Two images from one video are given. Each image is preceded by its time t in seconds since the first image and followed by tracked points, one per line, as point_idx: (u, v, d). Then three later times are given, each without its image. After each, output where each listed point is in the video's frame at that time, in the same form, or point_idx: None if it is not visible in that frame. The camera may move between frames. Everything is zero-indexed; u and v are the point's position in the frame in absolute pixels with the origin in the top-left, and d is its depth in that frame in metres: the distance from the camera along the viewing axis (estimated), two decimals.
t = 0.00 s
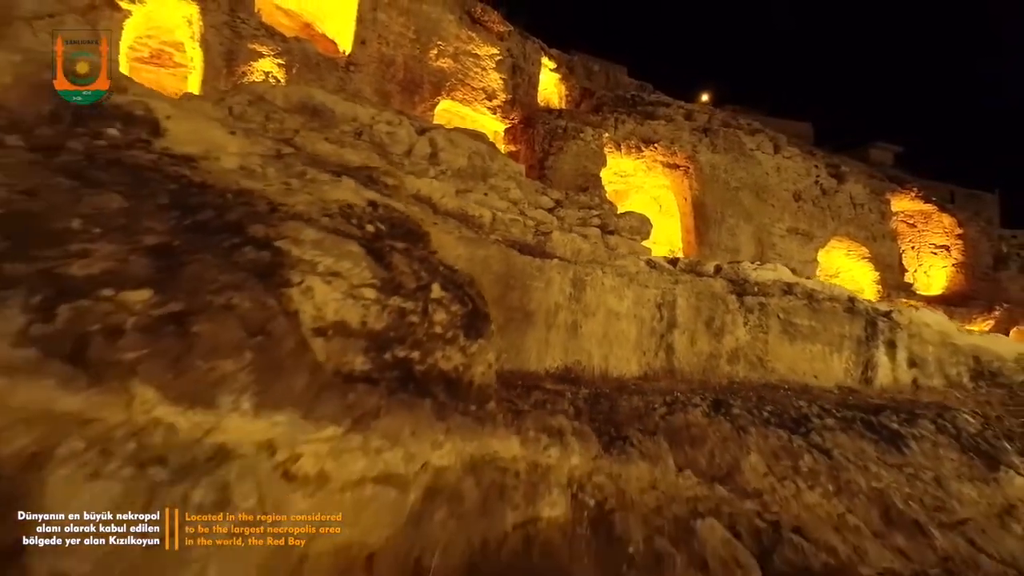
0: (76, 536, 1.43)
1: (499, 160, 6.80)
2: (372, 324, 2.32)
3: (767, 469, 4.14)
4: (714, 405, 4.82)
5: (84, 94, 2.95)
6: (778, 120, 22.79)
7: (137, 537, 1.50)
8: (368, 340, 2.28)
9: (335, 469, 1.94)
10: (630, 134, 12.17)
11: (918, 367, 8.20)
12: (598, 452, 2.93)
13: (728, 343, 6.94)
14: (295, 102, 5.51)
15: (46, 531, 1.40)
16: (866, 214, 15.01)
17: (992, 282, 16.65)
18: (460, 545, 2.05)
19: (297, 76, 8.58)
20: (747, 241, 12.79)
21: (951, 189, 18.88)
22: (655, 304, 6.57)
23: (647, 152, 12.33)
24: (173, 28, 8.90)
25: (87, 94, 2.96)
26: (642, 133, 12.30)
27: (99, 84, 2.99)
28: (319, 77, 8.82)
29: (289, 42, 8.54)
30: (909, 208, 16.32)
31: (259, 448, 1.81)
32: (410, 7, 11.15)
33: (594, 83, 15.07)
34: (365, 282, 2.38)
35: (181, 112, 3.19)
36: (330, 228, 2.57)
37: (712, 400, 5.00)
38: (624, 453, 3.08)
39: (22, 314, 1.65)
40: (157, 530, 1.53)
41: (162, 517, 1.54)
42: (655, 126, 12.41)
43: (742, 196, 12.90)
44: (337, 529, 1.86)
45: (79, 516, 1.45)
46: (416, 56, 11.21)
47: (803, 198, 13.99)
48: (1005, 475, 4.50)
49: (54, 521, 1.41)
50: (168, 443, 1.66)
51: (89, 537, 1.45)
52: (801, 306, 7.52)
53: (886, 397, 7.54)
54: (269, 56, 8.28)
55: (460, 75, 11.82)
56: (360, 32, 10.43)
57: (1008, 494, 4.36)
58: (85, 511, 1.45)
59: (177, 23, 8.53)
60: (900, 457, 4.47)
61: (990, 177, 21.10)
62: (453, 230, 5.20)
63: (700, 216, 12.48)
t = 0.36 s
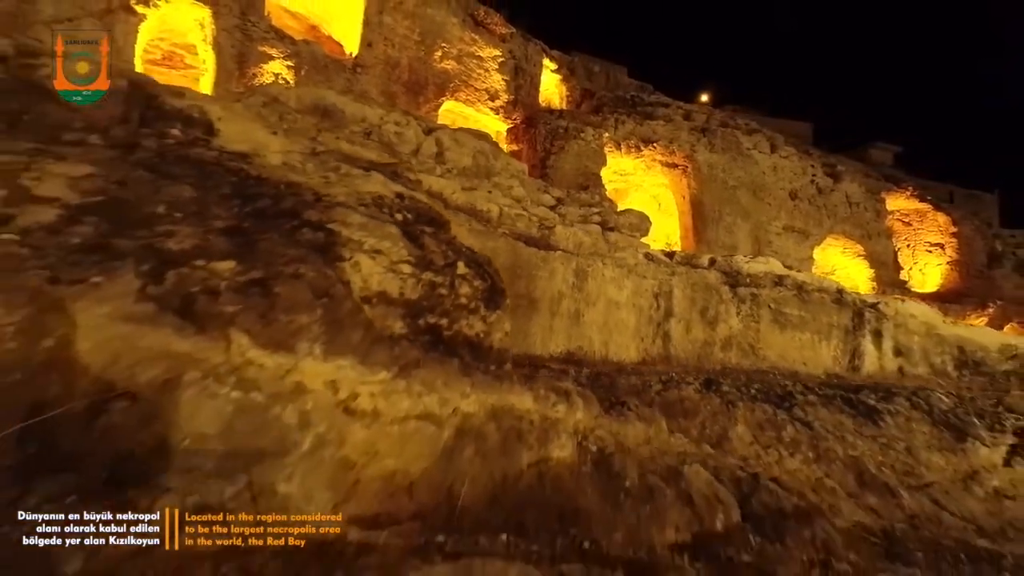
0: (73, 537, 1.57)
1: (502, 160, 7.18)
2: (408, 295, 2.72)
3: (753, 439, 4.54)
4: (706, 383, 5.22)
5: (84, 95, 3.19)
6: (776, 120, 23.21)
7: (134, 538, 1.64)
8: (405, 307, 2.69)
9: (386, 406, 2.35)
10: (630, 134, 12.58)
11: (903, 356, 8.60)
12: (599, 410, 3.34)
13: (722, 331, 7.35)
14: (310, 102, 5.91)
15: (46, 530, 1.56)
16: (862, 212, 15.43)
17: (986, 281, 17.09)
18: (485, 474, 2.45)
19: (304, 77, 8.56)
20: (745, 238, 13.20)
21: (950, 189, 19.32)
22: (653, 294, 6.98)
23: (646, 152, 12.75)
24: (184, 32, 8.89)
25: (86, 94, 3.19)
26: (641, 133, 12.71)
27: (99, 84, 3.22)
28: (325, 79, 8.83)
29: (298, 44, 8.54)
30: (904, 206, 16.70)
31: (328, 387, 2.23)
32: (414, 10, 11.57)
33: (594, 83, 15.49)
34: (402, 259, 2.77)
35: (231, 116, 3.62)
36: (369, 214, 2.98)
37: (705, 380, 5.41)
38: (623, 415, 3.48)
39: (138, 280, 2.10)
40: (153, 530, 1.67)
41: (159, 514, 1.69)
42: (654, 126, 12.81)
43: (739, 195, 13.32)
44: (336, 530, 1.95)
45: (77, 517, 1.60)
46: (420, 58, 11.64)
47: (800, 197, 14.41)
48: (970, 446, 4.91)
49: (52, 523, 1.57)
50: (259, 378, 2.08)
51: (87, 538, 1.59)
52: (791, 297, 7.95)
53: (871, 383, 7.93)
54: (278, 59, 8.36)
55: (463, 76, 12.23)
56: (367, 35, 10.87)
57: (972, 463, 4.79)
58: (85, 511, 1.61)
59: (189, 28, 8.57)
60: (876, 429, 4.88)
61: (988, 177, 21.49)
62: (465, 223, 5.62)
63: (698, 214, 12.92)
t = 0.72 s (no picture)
0: (72, 539, 1.59)
1: (506, 159, 7.58)
2: (439, 269, 3.18)
3: (740, 411, 4.99)
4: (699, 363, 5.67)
5: (84, 95, 3.49)
6: (774, 120, 23.69)
7: (133, 538, 1.63)
8: (437, 279, 3.15)
9: (428, 356, 2.80)
10: (629, 134, 13.06)
11: (888, 344, 9.04)
12: (600, 376, 3.79)
13: (715, 319, 7.83)
14: (324, 102, 6.34)
15: (45, 531, 1.57)
16: (857, 211, 15.92)
17: (981, 277, 17.35)
18: (508, 417, 2.89)
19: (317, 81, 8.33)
20: (741, 236, 13.69)
21: (948, 189, 19.76)
22: (651, 284, 7.43)
23: (645, 151, 13.23)
24: (201, 35, 8.78)
25: (87, 94, 3.50)
26: (641, 133, 13.18)
27: (98, 84, 3.53)
28: (333, 79, 8.63)
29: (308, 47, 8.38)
30: (900, 205, 17.17)
31: (380, 340, 2.68)
32: (420, 14, 12.02)
33: (595, 84, 15.96)
34: (433, 239, 3.23)
35: (275, 118, 4.08)
36: (402, 202, 3.44)
37: (698, 360, 5.86)
38: (621, 381, 3.94)
39: (226, 252, 2.58)
40: (153, 530, 1.65)
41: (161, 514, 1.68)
42: (653, 126, 13.28)
43: (736, 193, 13.79)
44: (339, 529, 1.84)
45: (78, 518, 1.61)
46: (426, 61, 12.10)
47: (796, 195, 14.85)
48: (937, 418, 5.41)
49: (52, 522, 1.59)
50: (327, 328, 2.54)
51: (88, 538, 1.60)
52: (782, 287, 8.42)
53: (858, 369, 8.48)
54: (289, 61, 8.22)
55: (468, 78, 12.70)
56: (374, 38, 11.34)
57: (937, 432, 5.28)
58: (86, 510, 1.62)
59: (205, 31, 8.57)
60: (852, 403, 5.35)
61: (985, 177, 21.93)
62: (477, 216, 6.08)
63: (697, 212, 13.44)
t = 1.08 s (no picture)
0: (70, 539, 1.57)
1: (510, 158, 7.98)
2: (461, 251, 3.63)
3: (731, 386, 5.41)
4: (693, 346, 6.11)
5: (84, 95, 3.68)
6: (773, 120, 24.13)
7: (133, 538, 1.64)
8: (459, 260, 3.58)
9: (454, 324, 3.23)
10: (629, 134, 13.50)
11: (876, 334, 9.51)
12: (601, 349, 4.23)
13: (710, 309, 8.26)
14: (337, 103, 6.76)
15: (46, 531, 1.56)
16: (853, 209, 16.37)
17: (975, 275, 17.84)
18: (522, 377, 3.34)
19: (323, 80, 8.89)
20: (739, 232, 14.13)
21: (947, 189, 20.17)
22: (649, 275, 7.87)
23: (644, 151, 13.67)
24: (213, 36, 9.11)
25: (87, 94, 3.69)
26: (641, 133, 13.62)
27: (98, 85, 3.72)
28: (341, 80, 9.16)
29: (317, 49, 8.88)
30: (895, 204, 17.68)
31: (414, 308, 3.12)
32: (425, 16, 12.45)
33: (596, 85, 16.42)
34: (456, 225, 3.68)
35: (308, 117, 4.52)
36: (427, 193, 3.89)
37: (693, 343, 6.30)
38: (620, 354, 4.39)
39: (284, 232, 3.02)
40: (154, 530, 1.67)
41: (161, 514, 1.69)
42: (652, 126, 13.71)
43: (734, 191, 14.23)
44: (335, 529, 1.91)
45: (78, 518, 1.60)
46: (431, 62, 12.55)
47: (792, 193, 15.27)
48: (913, 396, 5.87)
49: (52, 523, 1.57)
50: (370, 297, 2.98)
51: (88, 537, 1.58)
52: (773, 279, 8.87)
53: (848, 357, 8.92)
54: (299, 62, 8.65)
55: (471, 79, 13.14)
56: (381, 40, 11.78)
57: (912, 407, 5.74)
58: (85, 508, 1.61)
59: (216, 33, 9.02)
60: (834, 380, 5.80)
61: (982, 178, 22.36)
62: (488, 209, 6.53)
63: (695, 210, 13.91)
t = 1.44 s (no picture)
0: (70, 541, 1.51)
1: (513, 156, 8.20)
2: (479, 235, 4.10)
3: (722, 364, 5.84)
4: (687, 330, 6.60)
5: (84, 95, 3.75)
6: (772, 120, 24.63)
7: (133, 538, 1.57)
8: (476, 243, 4.03)
9: (475, 296, 3.67)
10: (629, 133, 13.95)
11: (864, 324, 10.01)
12: (603, 325, 4.68)
13: (705, 298, 8.73)
14: (354, 103, 7.24)
15: (46, 530, 1.50)
16: (847, 207, 16.86)
17: (968, 271, 18.40)
18: (534, 344, 3.80)
19: (332, 80, 9.39)
20: (735, 229, 14.63)
21: (944, 188, 20.68)
22: (647, 265, 8.32)
23: (644, 149, 14.12)
24: (224, 39, 9.54)
25: (86, 94, 3.77)
26: (640, 132, 14.07)
27: (98, 85, 3.80)
28: (349, 82, 9.67)
29: (325, 52, 9.38)
30: (890, 202, 18.18)
31: (441, 282, 3.57)
32: (430, 19, 12.92)
33: (596, 86, 16.92)
34: (473, 214, 4.14)
35: (336, 116, 4.98)
36: (449, 184, 4.37)
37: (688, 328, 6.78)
38: (620, 332, 4.87)
39: (328, 216, 3.49)
40: (154, 530, 1.59)
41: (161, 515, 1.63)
42: (651, 126, 14.16)
43: (731, 189, 14.69)
44: (338, 530, 1.75)
45: (78, 518, 1.55)
46: (436, 64, 13.02)
47: (788, 192, 15.76)
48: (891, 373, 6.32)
49: (53, 522, 1.52)
50: (403, 271, 3.43)
51: (88, 538, 1.53)
52: (765, 270, 9.34)
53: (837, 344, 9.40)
54: (309, 64, 9.16)
55: (475, 80, 13.62)
56: (388, 43, 12.26)
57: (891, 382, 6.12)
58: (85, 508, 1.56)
59: (228, 36, 9.45)
60: (816, 360, 6.28)
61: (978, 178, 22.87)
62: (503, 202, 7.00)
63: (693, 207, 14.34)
